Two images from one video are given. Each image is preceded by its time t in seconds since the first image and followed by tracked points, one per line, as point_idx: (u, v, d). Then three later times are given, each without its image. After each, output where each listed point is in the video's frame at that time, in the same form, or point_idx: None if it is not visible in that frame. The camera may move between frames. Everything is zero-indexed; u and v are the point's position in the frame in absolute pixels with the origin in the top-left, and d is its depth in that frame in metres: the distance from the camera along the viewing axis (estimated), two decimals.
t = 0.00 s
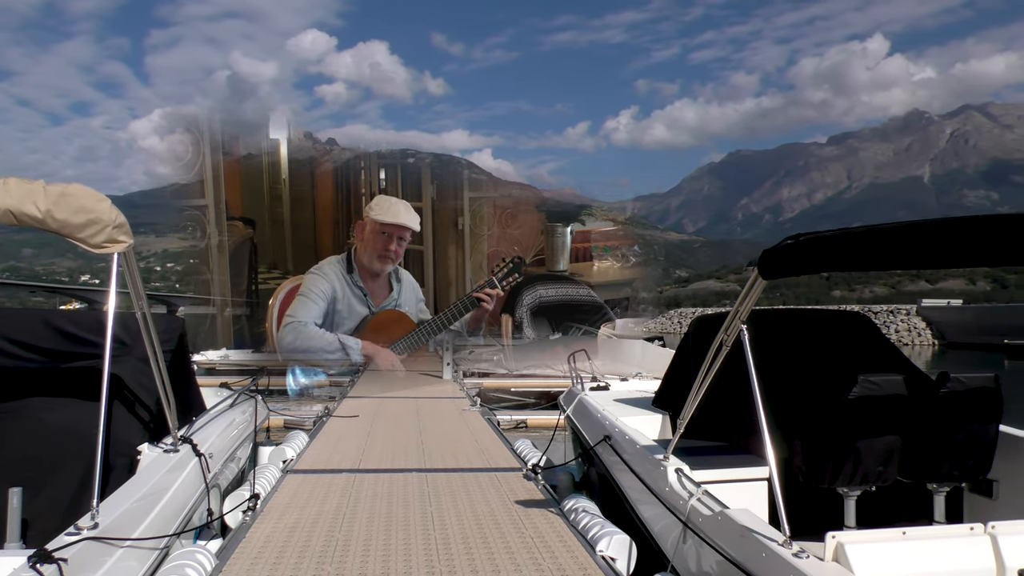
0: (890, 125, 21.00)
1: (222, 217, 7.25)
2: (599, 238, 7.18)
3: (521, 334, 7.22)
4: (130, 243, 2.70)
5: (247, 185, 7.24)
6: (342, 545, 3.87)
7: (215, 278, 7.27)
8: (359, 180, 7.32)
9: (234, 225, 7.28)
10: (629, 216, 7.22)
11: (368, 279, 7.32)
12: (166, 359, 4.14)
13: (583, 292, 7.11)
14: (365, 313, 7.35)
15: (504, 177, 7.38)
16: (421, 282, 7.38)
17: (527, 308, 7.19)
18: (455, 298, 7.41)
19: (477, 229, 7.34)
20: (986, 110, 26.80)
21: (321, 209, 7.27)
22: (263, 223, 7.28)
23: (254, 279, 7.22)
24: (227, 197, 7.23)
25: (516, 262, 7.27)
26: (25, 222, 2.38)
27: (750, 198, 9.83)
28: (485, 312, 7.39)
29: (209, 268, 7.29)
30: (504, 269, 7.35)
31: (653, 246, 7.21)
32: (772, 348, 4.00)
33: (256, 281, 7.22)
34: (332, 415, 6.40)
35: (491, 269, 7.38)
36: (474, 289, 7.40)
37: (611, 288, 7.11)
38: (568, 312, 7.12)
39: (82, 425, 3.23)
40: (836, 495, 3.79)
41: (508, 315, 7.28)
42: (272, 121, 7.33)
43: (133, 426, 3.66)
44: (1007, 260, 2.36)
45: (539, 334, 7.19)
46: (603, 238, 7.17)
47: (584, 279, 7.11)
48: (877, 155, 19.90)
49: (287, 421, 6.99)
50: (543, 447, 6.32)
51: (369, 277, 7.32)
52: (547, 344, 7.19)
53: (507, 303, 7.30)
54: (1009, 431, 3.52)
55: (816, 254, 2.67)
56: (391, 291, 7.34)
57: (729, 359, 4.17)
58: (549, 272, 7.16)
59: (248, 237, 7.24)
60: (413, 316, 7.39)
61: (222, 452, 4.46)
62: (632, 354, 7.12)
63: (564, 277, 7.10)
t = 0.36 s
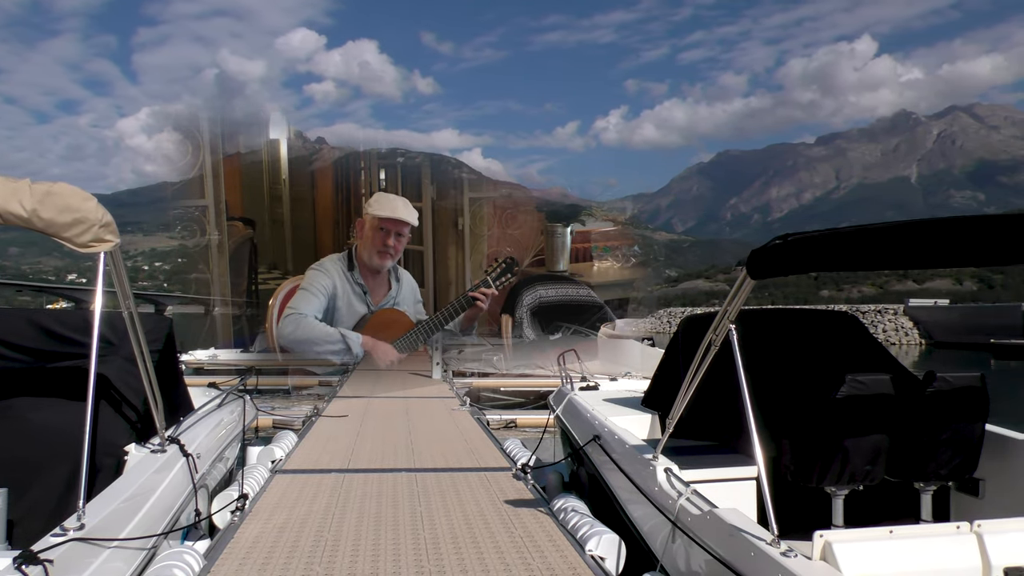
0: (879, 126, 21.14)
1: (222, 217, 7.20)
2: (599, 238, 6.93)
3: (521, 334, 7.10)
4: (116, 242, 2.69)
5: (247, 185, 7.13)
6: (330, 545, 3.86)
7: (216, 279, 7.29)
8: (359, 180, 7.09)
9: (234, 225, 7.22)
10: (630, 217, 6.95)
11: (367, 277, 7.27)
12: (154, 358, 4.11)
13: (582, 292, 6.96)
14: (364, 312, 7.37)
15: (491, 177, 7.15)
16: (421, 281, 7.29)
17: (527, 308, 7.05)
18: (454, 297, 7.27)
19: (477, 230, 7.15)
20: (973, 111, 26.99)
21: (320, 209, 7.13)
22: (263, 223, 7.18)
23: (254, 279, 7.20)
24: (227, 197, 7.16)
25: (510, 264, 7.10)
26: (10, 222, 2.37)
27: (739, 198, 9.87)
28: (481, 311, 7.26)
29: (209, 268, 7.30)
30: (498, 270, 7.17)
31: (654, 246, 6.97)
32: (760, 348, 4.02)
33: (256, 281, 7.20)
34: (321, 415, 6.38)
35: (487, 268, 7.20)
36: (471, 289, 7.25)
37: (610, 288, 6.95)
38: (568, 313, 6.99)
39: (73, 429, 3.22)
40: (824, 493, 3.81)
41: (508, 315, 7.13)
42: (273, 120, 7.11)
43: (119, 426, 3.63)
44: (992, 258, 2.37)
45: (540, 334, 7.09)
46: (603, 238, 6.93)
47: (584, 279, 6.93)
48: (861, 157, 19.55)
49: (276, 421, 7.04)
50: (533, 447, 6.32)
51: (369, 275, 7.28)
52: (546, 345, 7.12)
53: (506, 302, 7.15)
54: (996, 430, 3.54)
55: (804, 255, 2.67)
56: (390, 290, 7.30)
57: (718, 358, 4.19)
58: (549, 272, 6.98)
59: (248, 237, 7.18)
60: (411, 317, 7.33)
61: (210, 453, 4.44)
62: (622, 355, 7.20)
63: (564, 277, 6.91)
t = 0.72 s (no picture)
0: (869, 127, 21.28)
1: (223, 217, 7.11)
2: (598, 238, 7.24)
3: (521, 334, 7.21)
4: (107, 242, 2.69)
5: (247, 185, 7.10)
6: (323, 545, 3.86)
7: (215, 279, 7.16)
8: (359, 180, 7.10)
9: (234, 225, 7.14)
10: (629, 217, 7.33)
11: (366, 277, 7.16)
12: (145, 358, 4.11)
13: (583, 291, 7.20)
14: (362, 312, 7.22)
15: (486, 177, 7.29)
16: (420, 282, 7.22)
17: (527, 308, 7.18)
18: (454, 296, 7.25)
19: (477, 230, 7.19)
20: (963, 111, 27.12)
21: (321, 209, 7.11)
22: (264, 223, 7.13)
23: (253, 279, 7.10)
24: (227, 198, 7.10)
25: (510, 263, 7.19)
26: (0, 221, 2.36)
27: (730, 198, 9.91)
28: (481, 310, 7.27)
29: (208, 268, 7.18)
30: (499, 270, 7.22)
31: (652, 246, 7.32)
32: (751, 348, 4.03)
33: (256, 281, 7.11)
34: (314, 415, 6.37)
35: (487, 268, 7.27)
36: (471, 286, 7.25)
37: (611, 288, 7.24)
38: (570, 312, 7.16)
39: (63, 426, 3.21)
40: (815, 492, 3.82)
41: (508, 315, 7.21)
42: (273, 120, 7.08)
43: (111, 426, 3.62)
44: (988, 256, 2.36)
45: (540, 334, 7.23)
46: (603, 238, 7.24)
47: (584, 279, 7.20)
48: (855, 158, 20.37)
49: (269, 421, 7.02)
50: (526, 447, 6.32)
51: (366, 275, 7.16)
52: (546, 346, 7.22)
53: (506, 302, 7.23)
54: (986, 429, 3.56)
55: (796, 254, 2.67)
56: (388, 290, 7.16)
57: (710, 358, 4.20)
58: (549, 272, 7.15)
59: (248, 238, 7.10)
60: (411, 316, 7.21)
61: (202, 453, 4.43)
62: (614, 354, 7.23)
63: (564, 277, 7.13)
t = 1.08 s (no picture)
0: (864, 127, 21.32)
1: (222, 217, 7.13)
2: (599, 238, 7.06)
3: (521, 334, 7.19)
4: (100, 242, 2.68)
5: (247, 185, 7.04)
6: (317, 545, 3.85)
7: (216, 278, 7.25)
8: (359, 180, 7.03)
9: (234, 225, 7.16)
10: (629, 217, 7.10)
11: (361, 278, 7.17)
12: (138, 358, 4.09)
13: (582, 292, 7.11)
14: (359, 312, 7.23)
15: (481, 177, 7.13)
16: (420, 282, 7.24)
17: (527, 308, 7.14)
18: (454, 295, 7.23)
19: (477, 230, 7.11)
20: (957, 112, 27.20)
21: (321, 210, 7.06)
22: (264, 222, 7.09)
23: (253, 279, 7.10)
24: (227, 198, 7.09)
25: (510, 263, 7.12)
26: None
27: (725, 198, 9.91)
28: (479, 310, 7.25)
29: (207, 267, 7.29)
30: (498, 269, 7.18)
31: (653, 246, 7.13)
32: (745, 347, 4.04)
33: (256, 281, 7.10)
34: (308, 415, 6.37)
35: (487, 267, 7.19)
36: (471, 286, 7.22)
37: (611, 288, 7.14)
38: (570, 312, 7.13)
39: (58, 425, 3.20)
40: (809, 491, 3.83)
41: (508, 316, 7.20)
42: (272, 121, 6.95)
43: (104, 426, 3.60)
44: (981, 256, 2.37)
45: (540, 335, 7.19)
46: (603, 238, 7.07)
47: (584, 280, 7.10)
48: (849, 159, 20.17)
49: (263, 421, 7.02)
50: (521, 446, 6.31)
51: (361, 275, 7.17)
52: (549, 346, 7.22)
53: (506, 302, 7.20)
54: (980, 428, 3.57)
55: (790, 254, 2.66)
56: (385, 289, 7.20)
57: (704, 359, 4.20)
58: (549, 272, 7.06)
59: (248, 238, 7.08)
60: (410, 315, 7.25)
61: (196, 453, 4.42)
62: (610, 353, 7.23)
63: (564, 278, 7.04)
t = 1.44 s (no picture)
0: (857, 127, 21.41)
1: (222, 217, 7.05)
2: (599, 238, 7.19)
3: (521, 334, 7.19)
4: (93, 241, 2.67)
5: (247, 185, 7.02)
6: (310, 545, 3.84)
7: (215, 278, 7.12)
8: (359, 179, 7.04)
9: (234, 225, 7.07)
10: (629, 218, 7.29)
11: (361, 279, 7.06)
12: (131, 357, 4.08)
13: (582, 292, 7.19)
14: (359, 312, 7.11)
15: (478, 178, 7.16)
16: (420, 282, 7.12)
17: (528, 308, 7.13)
18: (454, 295, 7.16)
19: (477, 230, 7.13)
20: (949, 112, 27.37)
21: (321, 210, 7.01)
22: (264, 219, 7.05)
23: (253, 279, 7.01)
24: (227, 198, 7.05)
25: (510, 262, 7.12)
26: None
27: (718, 198, 9.93)
28: (478, 309, 7.22)
29: (206, 266, 7.14)
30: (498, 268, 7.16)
31: (653, 246, 7.32)
32: (739, 347, 4.04)
33: (256, 281, 7.02)
34: (301, 415, 6.35)
35: (487, 266, 7.17)
36: (471, 286, 7.17)
37: (611, 288, 7.25)
38: (569, 312, 7.17)
39: (48, 426, 3.19)
40: (802, 490, 3.84)
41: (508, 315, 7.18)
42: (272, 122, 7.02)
43: (96, 426, 3.59)
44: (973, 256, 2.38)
45: (539, 335, 7.19)
46: (603, 238, 7.21)
47: (584, 279, 7.20)
48: (844, 159, 20.48)
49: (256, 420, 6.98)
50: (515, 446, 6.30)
51: (360, 276, 7.06)
52: (548, 345, 7.22)
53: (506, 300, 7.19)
54: (972, 428, 3.57)
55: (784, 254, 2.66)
56: (385, 288, 7.06)
57: (698, 358, 4.20)
58: (549, 272, 7.10)
59: (248, 237, 7.01)
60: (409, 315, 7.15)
61: (189, 453, 4.41)
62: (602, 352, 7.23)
63: (564, 277, 7.10)
